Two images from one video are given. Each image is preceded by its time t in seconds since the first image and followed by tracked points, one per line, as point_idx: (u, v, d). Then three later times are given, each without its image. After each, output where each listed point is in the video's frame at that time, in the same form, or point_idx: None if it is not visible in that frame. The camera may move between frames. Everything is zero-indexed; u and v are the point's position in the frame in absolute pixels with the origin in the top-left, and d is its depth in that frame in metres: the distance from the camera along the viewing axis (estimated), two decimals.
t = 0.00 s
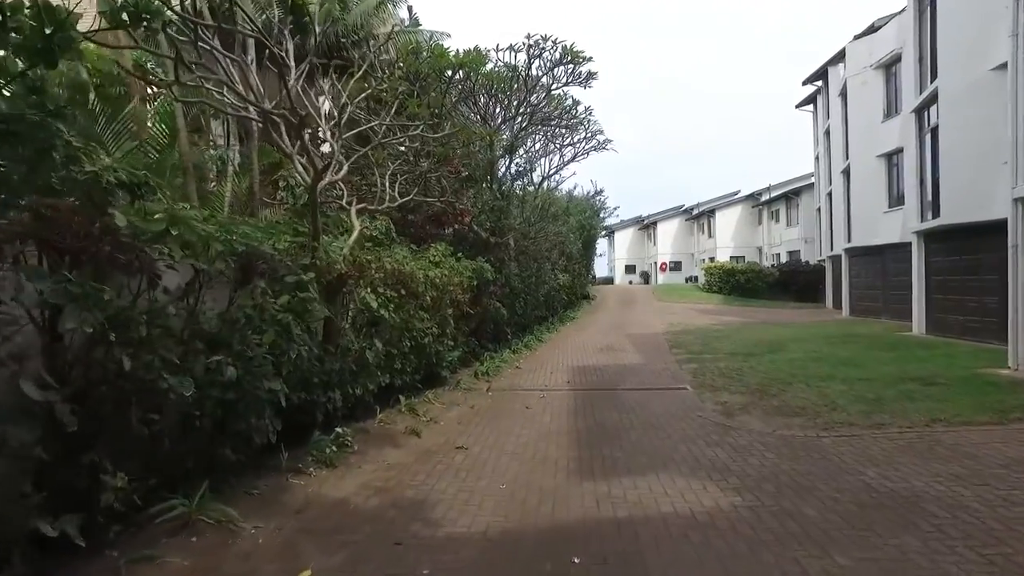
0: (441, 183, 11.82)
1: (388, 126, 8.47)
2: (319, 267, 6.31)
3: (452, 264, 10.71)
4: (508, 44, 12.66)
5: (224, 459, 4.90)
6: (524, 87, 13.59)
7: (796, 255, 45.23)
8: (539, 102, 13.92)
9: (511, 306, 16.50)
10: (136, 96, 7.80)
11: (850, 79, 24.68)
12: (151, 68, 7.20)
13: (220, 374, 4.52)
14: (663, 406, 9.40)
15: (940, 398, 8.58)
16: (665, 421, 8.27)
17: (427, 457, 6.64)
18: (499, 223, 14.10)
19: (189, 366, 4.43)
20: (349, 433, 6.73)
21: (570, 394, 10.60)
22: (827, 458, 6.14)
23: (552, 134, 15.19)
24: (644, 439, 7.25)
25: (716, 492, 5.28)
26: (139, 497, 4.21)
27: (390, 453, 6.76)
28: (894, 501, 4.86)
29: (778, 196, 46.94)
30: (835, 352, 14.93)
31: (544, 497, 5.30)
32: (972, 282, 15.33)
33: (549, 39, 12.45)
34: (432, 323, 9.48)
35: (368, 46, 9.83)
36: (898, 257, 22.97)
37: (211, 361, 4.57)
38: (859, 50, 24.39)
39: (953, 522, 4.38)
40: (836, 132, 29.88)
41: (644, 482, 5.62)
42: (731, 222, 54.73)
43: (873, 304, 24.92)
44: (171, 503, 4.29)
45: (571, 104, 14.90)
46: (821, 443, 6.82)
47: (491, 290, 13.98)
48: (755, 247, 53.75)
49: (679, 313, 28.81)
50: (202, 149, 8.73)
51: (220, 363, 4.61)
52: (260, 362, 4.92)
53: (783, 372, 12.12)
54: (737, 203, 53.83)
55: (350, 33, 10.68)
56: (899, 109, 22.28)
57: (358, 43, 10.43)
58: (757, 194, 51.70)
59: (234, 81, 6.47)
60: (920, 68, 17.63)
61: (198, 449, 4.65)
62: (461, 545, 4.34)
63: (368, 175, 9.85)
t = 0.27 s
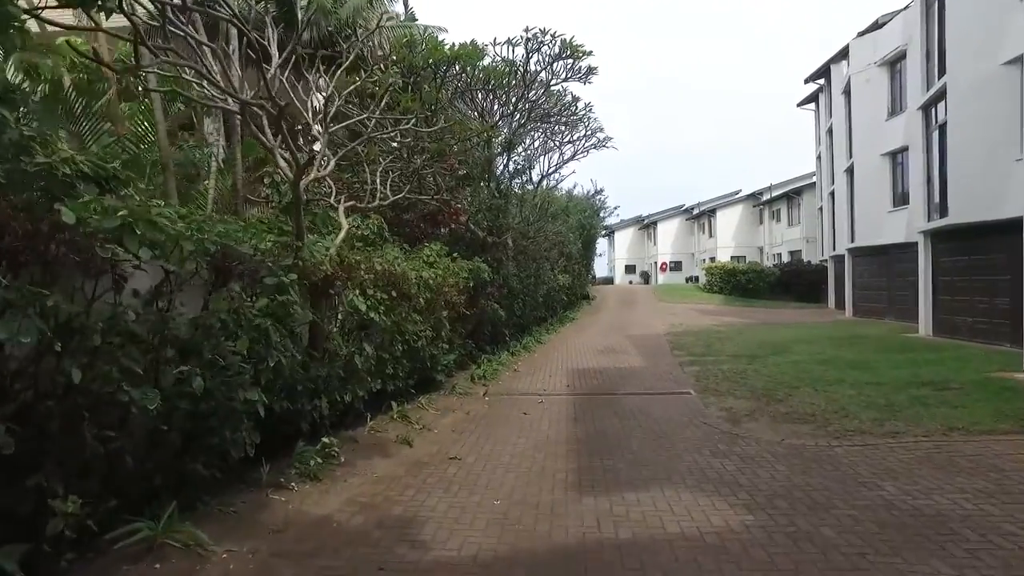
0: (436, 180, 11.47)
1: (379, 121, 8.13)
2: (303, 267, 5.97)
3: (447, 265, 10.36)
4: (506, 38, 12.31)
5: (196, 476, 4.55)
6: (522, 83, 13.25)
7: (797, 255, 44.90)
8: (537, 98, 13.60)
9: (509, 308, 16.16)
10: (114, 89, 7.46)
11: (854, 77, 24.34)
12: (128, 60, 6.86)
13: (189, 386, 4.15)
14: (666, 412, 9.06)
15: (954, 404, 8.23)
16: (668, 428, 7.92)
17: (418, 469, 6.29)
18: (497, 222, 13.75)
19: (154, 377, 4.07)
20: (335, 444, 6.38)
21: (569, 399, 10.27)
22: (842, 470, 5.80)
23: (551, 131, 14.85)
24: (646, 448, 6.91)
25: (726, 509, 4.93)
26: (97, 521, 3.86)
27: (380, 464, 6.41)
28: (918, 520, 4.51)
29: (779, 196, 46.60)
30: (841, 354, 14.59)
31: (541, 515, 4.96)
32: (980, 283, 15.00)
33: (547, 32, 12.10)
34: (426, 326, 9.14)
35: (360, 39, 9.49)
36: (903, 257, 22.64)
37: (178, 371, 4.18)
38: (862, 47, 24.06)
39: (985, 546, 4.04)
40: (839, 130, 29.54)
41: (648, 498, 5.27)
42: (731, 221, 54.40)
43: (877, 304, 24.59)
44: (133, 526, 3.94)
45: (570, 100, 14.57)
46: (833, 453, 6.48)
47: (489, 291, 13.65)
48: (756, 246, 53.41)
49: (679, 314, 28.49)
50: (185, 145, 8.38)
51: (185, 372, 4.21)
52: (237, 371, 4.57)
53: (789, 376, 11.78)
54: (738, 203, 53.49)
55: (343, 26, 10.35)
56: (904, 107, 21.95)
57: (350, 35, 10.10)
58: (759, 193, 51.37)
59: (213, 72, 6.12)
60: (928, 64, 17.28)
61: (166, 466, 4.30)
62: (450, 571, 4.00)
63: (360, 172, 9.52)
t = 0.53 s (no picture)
0: (431, 175, 11.14)
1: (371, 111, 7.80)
2: (287, 264, 5.63)
3: (442, 262, 10.02)
4: (505, 29, 11.97)
5: (166, 489, 4.21)
6: (521, 75, 12.91)
7: (799, 254, 44.59)
8: (537, 92, 13.29)
9: (508, 307, 15.83)
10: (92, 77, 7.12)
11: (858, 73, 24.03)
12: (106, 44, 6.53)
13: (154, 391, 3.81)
14: (670, 415, 8.74)
15: (971, 408, 7.91)
16: (673, 433, 7.58)
17: (410, 477, 5.94)
18: (495, 219, 13.43)
19: (117, 382, 3.70)
20: (323, 450, 6.05)
21: (570, 402, 9.93)
22: (858, 479, 5.47)
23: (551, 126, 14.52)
24: (650, 455, 6.59)
25: (738, 523, 4.59)
26: (49, 543, 3.52)
27: (370, 472, 6.08)
28: (947, 535, 4.18)
29: (780, 195, 46.30)
30: (848, 355, 14.25)
31: (540, 530, 4.62)
32: (989, 282, 14.68)
33: (547, 23, 11.76)
34: (421, 326, 8.80)
35: (353, 27, 9.16)
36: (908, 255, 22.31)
37: (141, 375, 3.82)
38: (866, 43, 23.74)
39: None
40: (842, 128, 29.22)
41: (654, 510, 4.93)
42: (732, 221, 54.09)
43: (881, 304, 24.27)
44: (91, 548, 3.60)
45: (570, 94, 14.24)
46: (848, 460, 6.15)
47: (487, 290, 13.35)
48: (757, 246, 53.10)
49: (680, 313, 28.19)
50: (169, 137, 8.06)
51: (148, 377, 3.85)
52: (210, 375, 4.24)
53: (796, 378, 11.45)
54: (739, 202, 53.21)
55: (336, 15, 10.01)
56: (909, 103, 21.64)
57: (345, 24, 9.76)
58: (760, 192, 51.11)
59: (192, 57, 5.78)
60: (936, 58, 16.95)
61: (132, 479, 3.96)
62: None
63: (353, 166, 9.21)
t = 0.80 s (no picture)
0: (427, 172, 10.82)
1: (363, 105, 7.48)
2: (268, 263, 5.29)
3: (437, 261, 9.68)
4: (503, 22, 11.66)
5: (133, 509, 3.89)
6: (520, 70, 12.60)
7: (800, 253, 44.29)
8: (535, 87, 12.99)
9: (506, 308, 15.51)
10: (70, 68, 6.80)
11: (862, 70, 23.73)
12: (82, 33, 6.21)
13: (114, 403, 3.46)
14: (673, 421, 8.43)
15: (987, 414, 7.60)
16: (677, 441, 7.25)
17: (400, 490, 5.62)
18: (493, 218, 13.11)
19: (69, 394, 3.37)
20: (309, 461, 5.73)
21: (570, 407, 9.60)
22: (875, 493, 5.15)
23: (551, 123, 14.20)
24: (654, 465, 6.28)
25: (750, 543, 4.27)
26: None
27: (358, 484, 5.76)
28: (978, 558, 3.86)
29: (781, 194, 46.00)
30: (854, 357, 13.94)
31: (537, 550, 4.29)
32: (997, 283, 14.37)
33: (546, 16, 11.44)
34: (414, 328, 8.46)
35: (345, 18, 8.85)
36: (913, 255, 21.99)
37: (101, 385, 3.48)
38: (871, 40, 23.44)
39: None
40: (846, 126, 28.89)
41: (659, 528, 4.61)
42: (733, 220, 53.78)
43: (885, 305, 23.95)
44: None
45: (570, 90, 13.93)
46: (862, 471, 5.83)
47: (484, 290, 13.03)
48: (758, 246, 52.78)
49: (681, 314, 27.86)
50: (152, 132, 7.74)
51: (107, 388, 3.49)
52: (180, 385, 3.91)
53: (802, 381, 11.13)
54: (740, 201, 52.90)
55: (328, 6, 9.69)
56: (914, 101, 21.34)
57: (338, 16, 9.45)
58: (761, 191, 50.80)
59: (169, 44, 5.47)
60: (942, 53, 16.64)
61: (90, 497, 3.64)
62: None
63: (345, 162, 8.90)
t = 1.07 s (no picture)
0: (420, 168, 10.53)
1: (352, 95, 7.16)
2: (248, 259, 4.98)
3: (432, 258, 9.39)
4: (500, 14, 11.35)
5: (93, 527, 3.54)
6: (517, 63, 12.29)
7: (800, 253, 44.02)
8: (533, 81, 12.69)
9: (504, 308, 15.22)
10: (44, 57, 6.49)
11: (865, 68, 23.48)
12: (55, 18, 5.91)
13: (63, 412, 3.12)
14: (676, 425, 8.12)
15: (1003, 418, 7.29)
16: (680, 446, 6.95)
17: (387, 501, 5.31)
18: (489, 215, 12.81)
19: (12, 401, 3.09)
20: (292, 469, 5.42)
21: (570, 410, 9.28)
22: (892, 504, 4.84)
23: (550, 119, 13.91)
24: (657, 472, 5.97)
25: (760, 561, 3.96)
26: None
27: (344, 494, 5.44)
28: None
29: (782, 193, 45.72)
30: (859, 358, 13.65)
31: (531, 569, 3.97)
32: (1005, 282, 14.06)
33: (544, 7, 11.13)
34: (407, 328, 8.14)
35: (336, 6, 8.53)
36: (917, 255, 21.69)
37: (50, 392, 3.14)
38: (874, 36, 23.15)
39: None
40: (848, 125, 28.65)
41: (663, 543, 4.30)
42: (733, 220, 53.51)
43: (888, 305, 23.64)
44: None
45: (569, 84, 13.63)
46: (877, 480, 5.52)
47: (481, 289, 12.72)
48: (759, 246, 52.49)
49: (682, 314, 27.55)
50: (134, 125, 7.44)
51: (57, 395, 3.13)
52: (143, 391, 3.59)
53: (807, 383, 10.82)
54: (740, 201, 52.61)
55: None
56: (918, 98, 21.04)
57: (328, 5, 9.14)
58: (762, 191, 50.52)
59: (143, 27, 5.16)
60: (948, 48, 16.34)
61: (39, 513, 3.33)
62: None
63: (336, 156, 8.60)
